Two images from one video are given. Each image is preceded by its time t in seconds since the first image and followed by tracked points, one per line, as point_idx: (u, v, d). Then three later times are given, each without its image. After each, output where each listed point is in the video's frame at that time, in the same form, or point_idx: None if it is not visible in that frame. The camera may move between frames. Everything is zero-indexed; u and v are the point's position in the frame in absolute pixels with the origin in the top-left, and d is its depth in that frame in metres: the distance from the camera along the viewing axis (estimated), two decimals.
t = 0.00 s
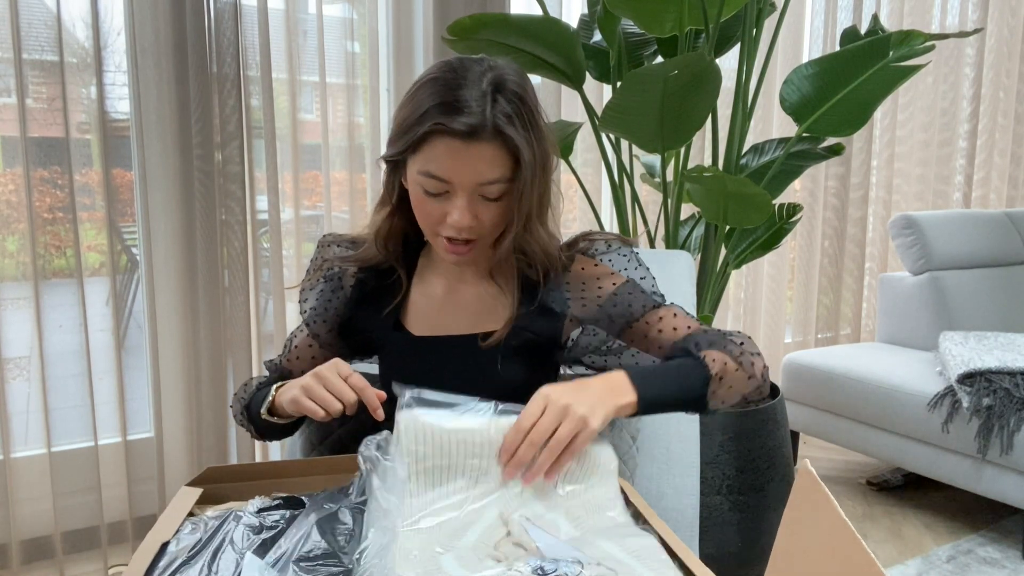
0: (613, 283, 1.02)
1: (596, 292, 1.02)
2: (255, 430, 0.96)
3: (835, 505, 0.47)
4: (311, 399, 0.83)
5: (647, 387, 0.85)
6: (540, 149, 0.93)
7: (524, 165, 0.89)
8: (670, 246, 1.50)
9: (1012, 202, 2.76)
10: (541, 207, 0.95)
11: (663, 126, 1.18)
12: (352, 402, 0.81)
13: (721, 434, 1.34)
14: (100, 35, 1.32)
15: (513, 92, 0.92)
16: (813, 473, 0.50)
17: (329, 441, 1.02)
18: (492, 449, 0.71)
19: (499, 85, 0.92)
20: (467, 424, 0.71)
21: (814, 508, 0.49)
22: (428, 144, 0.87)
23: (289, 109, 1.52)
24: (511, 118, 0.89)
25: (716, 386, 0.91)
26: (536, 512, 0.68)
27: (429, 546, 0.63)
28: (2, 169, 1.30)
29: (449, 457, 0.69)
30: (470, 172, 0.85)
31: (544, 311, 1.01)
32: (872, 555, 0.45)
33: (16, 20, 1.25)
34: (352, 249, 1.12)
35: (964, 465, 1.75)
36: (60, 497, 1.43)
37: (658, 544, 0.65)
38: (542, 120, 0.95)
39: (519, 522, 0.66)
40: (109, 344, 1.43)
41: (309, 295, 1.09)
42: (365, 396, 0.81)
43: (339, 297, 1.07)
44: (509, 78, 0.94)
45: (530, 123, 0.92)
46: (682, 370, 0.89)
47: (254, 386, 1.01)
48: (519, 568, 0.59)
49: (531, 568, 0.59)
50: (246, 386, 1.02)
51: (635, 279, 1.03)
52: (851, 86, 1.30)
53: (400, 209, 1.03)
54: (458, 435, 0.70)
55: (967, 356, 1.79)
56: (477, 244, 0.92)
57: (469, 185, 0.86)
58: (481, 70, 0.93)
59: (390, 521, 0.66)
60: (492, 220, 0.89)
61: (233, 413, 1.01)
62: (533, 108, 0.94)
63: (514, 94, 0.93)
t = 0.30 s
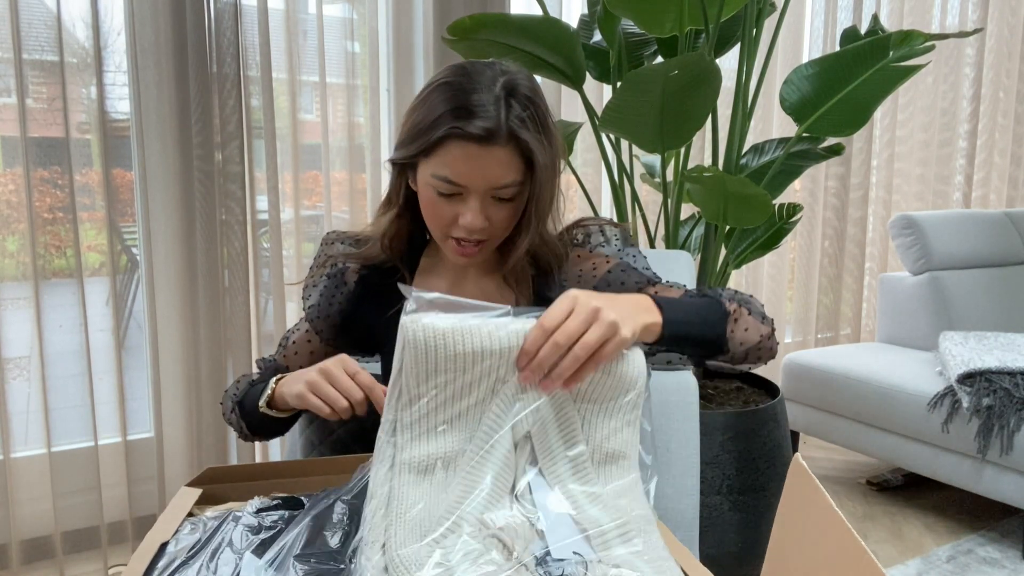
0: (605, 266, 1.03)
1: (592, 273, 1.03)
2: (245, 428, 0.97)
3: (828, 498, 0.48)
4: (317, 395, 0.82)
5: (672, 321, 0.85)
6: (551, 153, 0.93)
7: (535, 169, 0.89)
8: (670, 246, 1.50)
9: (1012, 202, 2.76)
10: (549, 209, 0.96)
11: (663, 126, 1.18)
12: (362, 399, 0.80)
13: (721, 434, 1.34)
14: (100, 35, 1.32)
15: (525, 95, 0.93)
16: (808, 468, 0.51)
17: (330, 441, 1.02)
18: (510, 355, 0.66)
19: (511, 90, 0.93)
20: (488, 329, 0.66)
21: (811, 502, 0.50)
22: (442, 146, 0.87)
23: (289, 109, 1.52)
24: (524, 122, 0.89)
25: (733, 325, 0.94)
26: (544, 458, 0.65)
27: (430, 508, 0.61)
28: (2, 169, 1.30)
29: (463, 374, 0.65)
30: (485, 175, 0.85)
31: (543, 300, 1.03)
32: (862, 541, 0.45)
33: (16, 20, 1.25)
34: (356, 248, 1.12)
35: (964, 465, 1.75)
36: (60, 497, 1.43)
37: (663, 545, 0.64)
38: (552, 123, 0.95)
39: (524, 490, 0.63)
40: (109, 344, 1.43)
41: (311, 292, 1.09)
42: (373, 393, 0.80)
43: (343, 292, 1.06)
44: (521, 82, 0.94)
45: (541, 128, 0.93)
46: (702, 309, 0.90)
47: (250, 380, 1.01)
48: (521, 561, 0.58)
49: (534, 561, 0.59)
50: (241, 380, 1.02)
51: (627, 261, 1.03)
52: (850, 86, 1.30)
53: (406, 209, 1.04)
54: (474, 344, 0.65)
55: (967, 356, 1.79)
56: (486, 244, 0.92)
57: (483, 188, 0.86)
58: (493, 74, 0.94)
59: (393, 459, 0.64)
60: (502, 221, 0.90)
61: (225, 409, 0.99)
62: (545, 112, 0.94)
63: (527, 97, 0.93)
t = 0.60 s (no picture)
0: (609, 268, 1.04)
1: (594, 276, 1.03)
2: (243, 434, 0.96)
3: (833, 500, 0.48)
4: (346, 424, 0.79)
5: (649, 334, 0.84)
6: (551, 144, 0.93)
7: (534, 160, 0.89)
8: (670, 246, 1.50)
9: (1012, 202, 2.76)
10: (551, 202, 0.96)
11: (663, 126, 1.18)
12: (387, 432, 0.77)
13: (721, 434, 1.34)
14: (100, 35, 1.32)
15: (526, 87, 0.93)
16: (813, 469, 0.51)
17: (329, 441, 1.01)
18: (489, 374, 0.70)
19: (511, 80, 0.93)
20: (466, 351, 0.70)
21: (815, 504, 0.49)
22: (443, 135, 0.87)
23: (289, 109, 1.52)
24: (524, 112, 0.89)
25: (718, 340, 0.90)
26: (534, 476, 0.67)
27: (430, 516, 0.63)
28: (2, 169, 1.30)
29: (447, 396, 0.68)
30: (486, 164, 0.85)
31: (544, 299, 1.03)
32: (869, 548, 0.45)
33: (15, 20, 1.25)
34: (353, 248, 1.12)
35: (964, 465, 1.75)
36: (60, 497, 1.43)
37: (659, 543, 0.65)
38: (553, 117, 0.96)
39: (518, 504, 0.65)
40: (109, 344, 1.43)
41: (308, 293, 1.09)
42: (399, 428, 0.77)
43: (343, 293, 1.06)
44: (521, 75, 0.94)
45: (541, 118, 0.93)
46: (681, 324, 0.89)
47: (250, 384, 1.00)
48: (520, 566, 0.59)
49: (534, 565, 0.59)
50: (238, 385, 1.01)
51: (630, 264, 1.05)
52: (850, 85, 1.30)
53: (407, 204, 1.05)
54: (455, 363, 0.69)
55: (967, 356, 1.79)
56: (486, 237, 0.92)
57: (483, 176, 0.86)
58: (494, 66, 0.94)
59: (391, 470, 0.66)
60: (502, 212, 0.89)
61: (222, 412, 0.98)
62: (546, 104, 0.94)
63: (528, 90, 0.93)
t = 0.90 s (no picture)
0: (617, 288, 1.03)
1: (600, 296, 1.03)
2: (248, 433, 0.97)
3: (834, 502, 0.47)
4: (326, 447, 0.81)
5: (633, 398, 0.88)
6: (548, 143, 0.93)
7: (529, 158, 0.89)
8: (670, 246, 1.50)
9: (1012, 202, 2.76)
10: (550, 205, 0.95)
11: (663, 126, 1.18)
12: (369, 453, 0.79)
13: (721, 434, 1.34)
14: (100, 35, 1.32)
15: (523, 84, 0.93)
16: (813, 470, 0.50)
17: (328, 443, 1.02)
18: (470, 441, 0.74)
19: (509, 76, 0.93)
20: (451, 421, 0.75)
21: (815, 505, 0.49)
22: (436, 131, 0.88)
23: (289, 109, 1.52)
24: (519, 109, 0.89)
25: (709, 399, 0.92)
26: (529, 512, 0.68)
27: (431, 528, 0.63)
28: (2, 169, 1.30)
29: (438, 460, 0.72)
30: (477, 160, 0.86)
31: (549, 314, 1.01)
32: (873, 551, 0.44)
33: (15, 20, 1.25)
34: (356, 249, 1.12)
35: (964, 465, 1.75)
36: (60, 497, 1.43)
37: (658, 547, 0.65)
38: (551, 115, 0.95)
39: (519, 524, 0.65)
40: (109, 344, 1.43)
41: (311, 293, 1.09)
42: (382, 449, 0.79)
43: (345, 296, 1.07)
44: (519, 71, 0.94)
45: (538, 117, 0.93)
46: (670, 379, 0.91)
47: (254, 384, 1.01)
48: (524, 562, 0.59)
49: (538, 562, 0.59)
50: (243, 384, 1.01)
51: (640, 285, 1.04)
52: (851, 85, 1.30)
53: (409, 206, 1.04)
54: (438, 433, 0.74)
55: (968, 356, 1.79)
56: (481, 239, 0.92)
57: (475, 174, 0.86)
58: (491, 62, 0.95)
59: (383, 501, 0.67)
60: (497, 211, 0.89)
61: (229, 415, 0.99)
62: (542, 102, 0.94)
63: (526, 87, 0.93)
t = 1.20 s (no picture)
0: (620, 296, 1.03)
1: (603, 302, 1.03)
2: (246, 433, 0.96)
3: (835, 502, 0.47)
4: (314, 453, 0.80)
5: (634, 411, 0.88)
6: (536, 144, 0.93)
7: (515, 158, 0.89)
8: (670, 246, 1.50)
9: (1012, 202, 2.76)
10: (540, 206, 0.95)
11: (663, 127, 1.18)
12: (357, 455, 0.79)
13: (721, 434, 1.34)
14: (100, 35, 1.32)
15: (512, 84, 0.93)
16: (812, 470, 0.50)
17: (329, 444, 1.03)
18: (469, 455, 0.74)
19: (499, 77, 0.93)
20: (453, 436, 0.76)
21: (814, 504, 0.49)
22: (422, 132, 0.88)
23: (289, 109, 1.52)
24: (505, 109, 0.89)
25: (709, 412, 0.92)
26: (531, 512, 0.68)
27: (438, 532, 0.63)
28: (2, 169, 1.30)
29: (438, 463, 0.72)
30: (461, 162, 0.86)
31: (549, 321, 1.01)
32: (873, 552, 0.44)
33: (15, 20, 1.25)
34: (356, 250, 1.12)
35: (964, 465, 1.75)
36: (60, 497, 1.43)
37: (660, 546, 0.65)
38: (541, 116, 0.95)
39: (522, 526, 0.65)
40: (109, 344, 1.43)
41: (312, 294, 1.10)
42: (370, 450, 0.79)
43: (345, 297, 1.07)
44: (509, 71, 0.94)
45: (527, 118, 0.92)
46: (671, 391, 0.92)
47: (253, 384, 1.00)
48: (529, 564, 0.59)
49: (543, 562, 0.60)
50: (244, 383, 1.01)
51: (643, 291, 1.04)
52: (851, 85, 1.30)
53: (407, 207, 1.04)
54: (440, 442, 0.74)
55: (968, 356, 1.79)
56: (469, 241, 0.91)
57: (459, 175, 0.86)
58: (480, 62, 0.94)
59: (385, 505, 0.66)
60: (484, 213, 0.89)
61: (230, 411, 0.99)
62: (531, 102, 0.94)
63: (514, 87, 0.93)
